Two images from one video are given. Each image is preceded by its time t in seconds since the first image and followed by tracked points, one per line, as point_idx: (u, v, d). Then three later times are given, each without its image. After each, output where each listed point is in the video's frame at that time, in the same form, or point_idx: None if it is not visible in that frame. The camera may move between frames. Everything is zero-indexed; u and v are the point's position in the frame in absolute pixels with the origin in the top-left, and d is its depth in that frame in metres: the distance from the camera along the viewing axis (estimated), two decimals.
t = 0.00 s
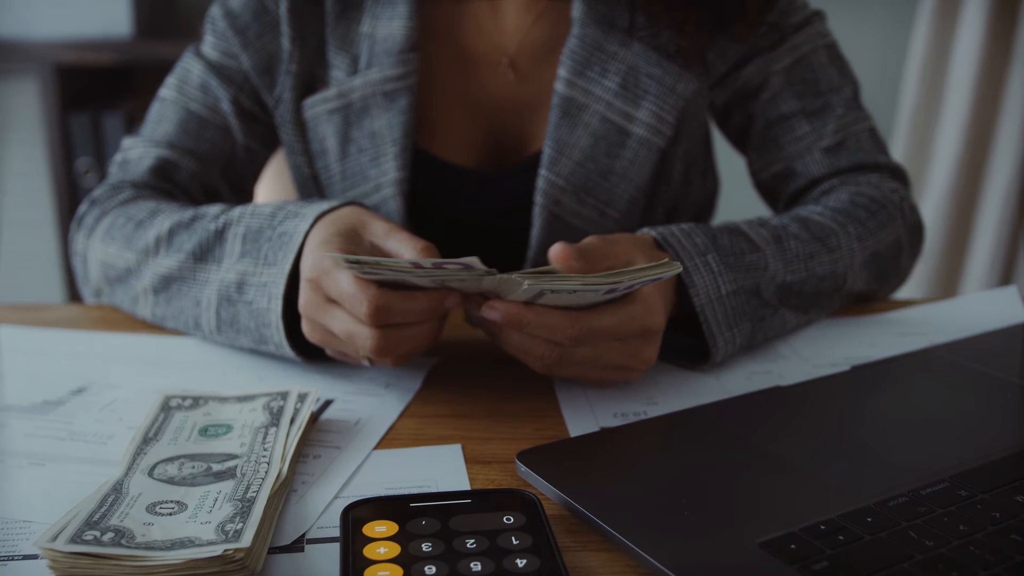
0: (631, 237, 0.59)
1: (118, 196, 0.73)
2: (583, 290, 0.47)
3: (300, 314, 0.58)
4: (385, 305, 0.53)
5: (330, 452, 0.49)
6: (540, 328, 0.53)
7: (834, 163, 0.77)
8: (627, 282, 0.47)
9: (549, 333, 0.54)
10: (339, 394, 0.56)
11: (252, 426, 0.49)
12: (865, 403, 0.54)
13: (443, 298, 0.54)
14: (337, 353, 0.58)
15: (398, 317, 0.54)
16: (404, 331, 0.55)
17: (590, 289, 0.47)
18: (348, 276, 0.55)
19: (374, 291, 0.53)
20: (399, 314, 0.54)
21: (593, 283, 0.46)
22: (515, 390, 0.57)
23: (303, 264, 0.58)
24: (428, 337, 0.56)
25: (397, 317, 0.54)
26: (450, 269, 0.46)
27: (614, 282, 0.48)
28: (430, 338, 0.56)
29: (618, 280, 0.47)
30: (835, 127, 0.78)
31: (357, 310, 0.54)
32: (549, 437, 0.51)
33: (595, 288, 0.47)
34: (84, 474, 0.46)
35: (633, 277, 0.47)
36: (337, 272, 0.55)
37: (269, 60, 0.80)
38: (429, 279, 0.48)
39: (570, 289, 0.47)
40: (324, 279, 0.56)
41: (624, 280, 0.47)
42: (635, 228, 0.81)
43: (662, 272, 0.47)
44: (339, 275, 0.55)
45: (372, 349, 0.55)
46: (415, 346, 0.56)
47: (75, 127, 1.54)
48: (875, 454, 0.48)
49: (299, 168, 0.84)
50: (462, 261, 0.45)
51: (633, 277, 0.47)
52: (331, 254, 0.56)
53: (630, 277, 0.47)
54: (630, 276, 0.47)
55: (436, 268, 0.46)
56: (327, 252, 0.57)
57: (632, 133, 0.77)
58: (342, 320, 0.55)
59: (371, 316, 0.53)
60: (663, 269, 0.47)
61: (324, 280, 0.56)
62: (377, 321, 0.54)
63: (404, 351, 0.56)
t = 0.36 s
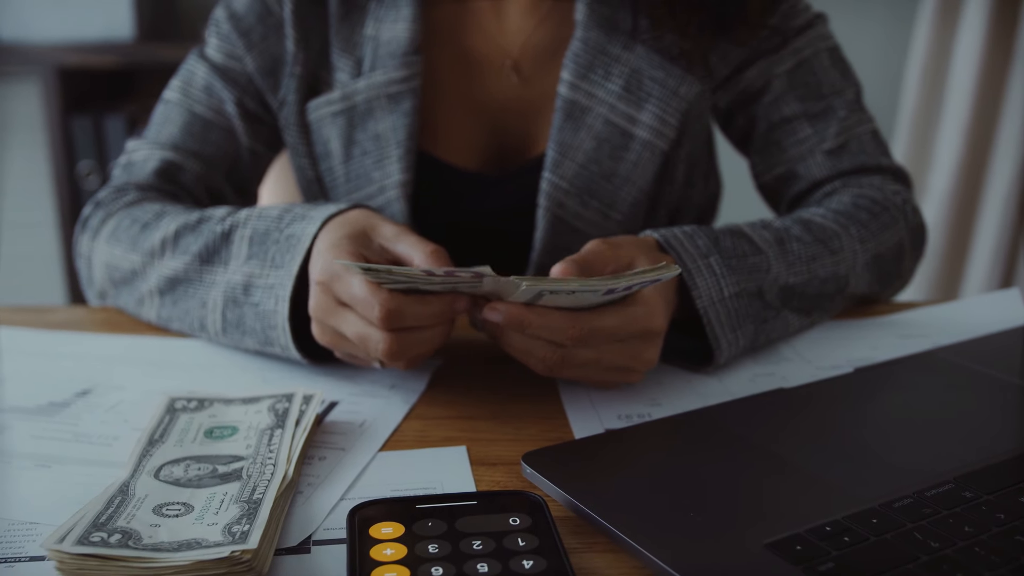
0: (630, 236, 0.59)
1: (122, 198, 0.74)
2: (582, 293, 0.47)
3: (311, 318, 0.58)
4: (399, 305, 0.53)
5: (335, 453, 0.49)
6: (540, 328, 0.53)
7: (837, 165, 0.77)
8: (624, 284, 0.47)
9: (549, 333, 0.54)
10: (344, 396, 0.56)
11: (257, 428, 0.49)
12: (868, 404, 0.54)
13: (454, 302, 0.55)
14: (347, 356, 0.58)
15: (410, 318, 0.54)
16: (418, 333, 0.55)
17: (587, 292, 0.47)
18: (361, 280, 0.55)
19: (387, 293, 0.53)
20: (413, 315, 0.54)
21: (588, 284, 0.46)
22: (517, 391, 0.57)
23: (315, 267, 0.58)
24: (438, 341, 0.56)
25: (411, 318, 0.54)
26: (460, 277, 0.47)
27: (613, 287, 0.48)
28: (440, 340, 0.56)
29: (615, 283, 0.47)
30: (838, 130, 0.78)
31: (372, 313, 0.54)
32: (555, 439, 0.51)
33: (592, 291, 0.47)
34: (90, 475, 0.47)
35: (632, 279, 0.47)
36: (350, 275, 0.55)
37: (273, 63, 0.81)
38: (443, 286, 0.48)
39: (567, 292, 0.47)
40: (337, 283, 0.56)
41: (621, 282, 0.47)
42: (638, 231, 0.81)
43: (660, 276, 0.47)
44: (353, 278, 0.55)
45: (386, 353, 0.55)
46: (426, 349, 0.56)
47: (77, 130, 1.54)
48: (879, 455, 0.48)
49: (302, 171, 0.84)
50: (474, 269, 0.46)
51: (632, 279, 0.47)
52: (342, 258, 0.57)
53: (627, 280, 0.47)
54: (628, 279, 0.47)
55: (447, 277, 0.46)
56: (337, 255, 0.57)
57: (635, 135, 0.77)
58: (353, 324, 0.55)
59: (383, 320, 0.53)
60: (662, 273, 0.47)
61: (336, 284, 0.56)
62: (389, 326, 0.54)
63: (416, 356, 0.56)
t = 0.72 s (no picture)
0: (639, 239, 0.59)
1: (126, 201, 0.73)
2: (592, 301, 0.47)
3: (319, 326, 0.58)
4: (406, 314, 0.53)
5: (342, 457, 0.49)
6: (546, 334, 0.54)
7: (841, 168, 0.77)
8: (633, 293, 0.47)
9: (555, 340, 0.54)
10: (349, 399, 0.56)
11: (264, 432, 0.49)
12: (876, 408, 0.54)
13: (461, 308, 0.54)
14: (353, 361, 0.58)
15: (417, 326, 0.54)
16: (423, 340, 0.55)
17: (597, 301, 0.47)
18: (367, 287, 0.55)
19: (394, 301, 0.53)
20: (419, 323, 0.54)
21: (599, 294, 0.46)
22: (531, 393, 0.58)
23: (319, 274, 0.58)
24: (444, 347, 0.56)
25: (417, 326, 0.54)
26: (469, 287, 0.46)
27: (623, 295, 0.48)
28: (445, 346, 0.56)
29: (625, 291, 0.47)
30: (842, 132, 0.78)
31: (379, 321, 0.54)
32: (563, 442, 0.51)
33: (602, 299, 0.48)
34: (97, 479, 0.46)
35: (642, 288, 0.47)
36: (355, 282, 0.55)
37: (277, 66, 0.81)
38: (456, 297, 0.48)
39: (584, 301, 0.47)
40: (342, 290, 0.56)
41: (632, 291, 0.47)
42: (643, 233, 0.81)
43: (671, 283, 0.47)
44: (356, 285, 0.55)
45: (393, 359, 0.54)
46: (432, 354, 0.56)
47: (78, 132, 1.54)
48: (888, 459, 0.48)
49: (307, 174, 0.84)
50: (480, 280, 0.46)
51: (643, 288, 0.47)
52: (349, 265, 0.56)
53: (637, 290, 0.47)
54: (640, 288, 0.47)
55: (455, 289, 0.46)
56: (345, 262, 0.57)
57: (640, 138, 0.77)
58: (359, 330, 0.55)
59: (390, 326, 0.53)
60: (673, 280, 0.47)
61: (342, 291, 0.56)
62: (395, 332, 0.54)
63: (422, 362, 0.56)
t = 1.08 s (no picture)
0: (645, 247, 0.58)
1: (130, 206, 0.73)
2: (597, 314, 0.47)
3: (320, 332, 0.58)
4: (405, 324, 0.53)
5: (350, 465, 0.48)
6: (550, 345, 0.54)
7: (847, 173, 0.77)
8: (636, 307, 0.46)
9: (561, 350, 0.54)
10: (356, 407, 0.56)
11: (271, 439, 0.49)
12: (885, 415, 0.54)
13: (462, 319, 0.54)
14: (356, 369, 0.57)
15: (417, 336, 0.53)
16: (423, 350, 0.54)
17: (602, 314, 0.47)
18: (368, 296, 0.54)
19: (394, 310, 0.53)
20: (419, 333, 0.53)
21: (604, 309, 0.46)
22: (535, 401, 0.57)
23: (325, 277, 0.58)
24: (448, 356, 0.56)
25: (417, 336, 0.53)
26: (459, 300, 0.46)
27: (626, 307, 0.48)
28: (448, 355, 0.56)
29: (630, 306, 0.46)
30: (848, 137, 0.78)
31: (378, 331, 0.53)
32: (571, 450, 0.51)
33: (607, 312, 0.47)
34: (103, 486, 0.46)
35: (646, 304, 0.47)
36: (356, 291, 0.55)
37: (282, 71, 0.81)
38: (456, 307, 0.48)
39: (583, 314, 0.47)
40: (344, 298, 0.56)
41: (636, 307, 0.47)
42: (648, 238, 0.81)
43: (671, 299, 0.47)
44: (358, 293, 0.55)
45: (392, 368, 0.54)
46: (434, 364, 0.56)
47: (81, 135, 1.54)
48: (899, 467, 0.47)
49: (311, 178, 0.84)
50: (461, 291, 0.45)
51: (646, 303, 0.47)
52: (352, 273, 0.56)
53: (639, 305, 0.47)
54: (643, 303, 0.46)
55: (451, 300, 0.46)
56: (349, 269, 0.57)
57: (646, 144, 0.77)
58: (360, 339, 0.55)
59: (388, 336, 0.53)
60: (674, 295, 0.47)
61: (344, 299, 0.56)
62: (395, 342, 0.53)
63: (423, 371, 0.55)
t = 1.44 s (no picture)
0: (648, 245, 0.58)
1: (129, 206, 0.73)
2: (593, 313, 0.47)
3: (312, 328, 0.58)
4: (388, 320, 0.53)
5: (348, 465, 0.48)
6: (551, 343, 0.54)
7: (847, 173, 0.77)
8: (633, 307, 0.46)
9: (562, 349, 0.54)
10: (355, 406, 0.56)
11: (270, 439, 0.49)
12: (884, 415, 0.54)
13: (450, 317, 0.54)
14: (349, 367, 0.57)
15: (402, 331, 0.53)
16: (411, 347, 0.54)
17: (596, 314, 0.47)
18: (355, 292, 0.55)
19: (379, 306, 0.53)
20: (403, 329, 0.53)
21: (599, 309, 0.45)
22: (536, 400, 0.57)
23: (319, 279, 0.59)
24: (439, 355, 0.56)
25: (402, 332, 0.53)
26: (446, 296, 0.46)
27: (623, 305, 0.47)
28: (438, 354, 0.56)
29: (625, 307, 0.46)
30: (848, 137, 0.78)
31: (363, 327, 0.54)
32: (570, 450, 0.50)
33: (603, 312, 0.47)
34: (102, 486, 0.46)
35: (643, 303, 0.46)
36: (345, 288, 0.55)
37: (281, 72, 0.81)
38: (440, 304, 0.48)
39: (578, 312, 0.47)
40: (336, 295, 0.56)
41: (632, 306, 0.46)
42: (648, 239, 0.81)
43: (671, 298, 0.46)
44: (347, 290, 0.55)
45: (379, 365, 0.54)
46: (424, 362, 0.55)
47: (81, 136, 1.54)
48: (898, 466, 0.47)
49: (311, 179, 0.84)
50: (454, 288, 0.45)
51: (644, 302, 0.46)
52: (344, 270, 0.57)
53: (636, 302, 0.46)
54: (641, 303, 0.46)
55: (435, 296, 0.46)
56: (341, 267, 0.57)
57: (646, 144, 0.77)
58: (349, 336, 0.55)
59: (374, 332, 0.53)
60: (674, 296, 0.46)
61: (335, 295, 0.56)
62: (380, 338, 0.53)
63: (413, 368, 0.55)
